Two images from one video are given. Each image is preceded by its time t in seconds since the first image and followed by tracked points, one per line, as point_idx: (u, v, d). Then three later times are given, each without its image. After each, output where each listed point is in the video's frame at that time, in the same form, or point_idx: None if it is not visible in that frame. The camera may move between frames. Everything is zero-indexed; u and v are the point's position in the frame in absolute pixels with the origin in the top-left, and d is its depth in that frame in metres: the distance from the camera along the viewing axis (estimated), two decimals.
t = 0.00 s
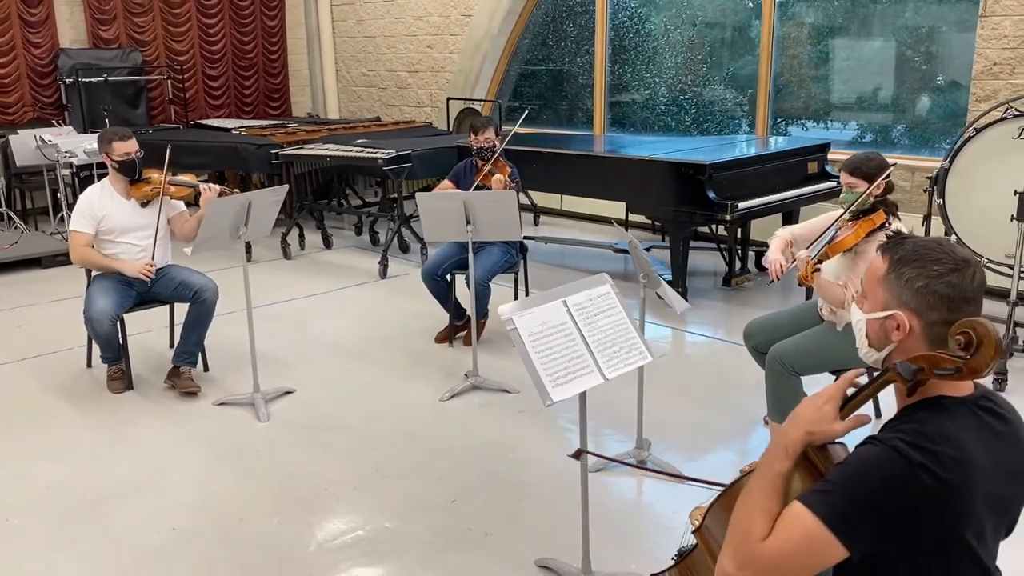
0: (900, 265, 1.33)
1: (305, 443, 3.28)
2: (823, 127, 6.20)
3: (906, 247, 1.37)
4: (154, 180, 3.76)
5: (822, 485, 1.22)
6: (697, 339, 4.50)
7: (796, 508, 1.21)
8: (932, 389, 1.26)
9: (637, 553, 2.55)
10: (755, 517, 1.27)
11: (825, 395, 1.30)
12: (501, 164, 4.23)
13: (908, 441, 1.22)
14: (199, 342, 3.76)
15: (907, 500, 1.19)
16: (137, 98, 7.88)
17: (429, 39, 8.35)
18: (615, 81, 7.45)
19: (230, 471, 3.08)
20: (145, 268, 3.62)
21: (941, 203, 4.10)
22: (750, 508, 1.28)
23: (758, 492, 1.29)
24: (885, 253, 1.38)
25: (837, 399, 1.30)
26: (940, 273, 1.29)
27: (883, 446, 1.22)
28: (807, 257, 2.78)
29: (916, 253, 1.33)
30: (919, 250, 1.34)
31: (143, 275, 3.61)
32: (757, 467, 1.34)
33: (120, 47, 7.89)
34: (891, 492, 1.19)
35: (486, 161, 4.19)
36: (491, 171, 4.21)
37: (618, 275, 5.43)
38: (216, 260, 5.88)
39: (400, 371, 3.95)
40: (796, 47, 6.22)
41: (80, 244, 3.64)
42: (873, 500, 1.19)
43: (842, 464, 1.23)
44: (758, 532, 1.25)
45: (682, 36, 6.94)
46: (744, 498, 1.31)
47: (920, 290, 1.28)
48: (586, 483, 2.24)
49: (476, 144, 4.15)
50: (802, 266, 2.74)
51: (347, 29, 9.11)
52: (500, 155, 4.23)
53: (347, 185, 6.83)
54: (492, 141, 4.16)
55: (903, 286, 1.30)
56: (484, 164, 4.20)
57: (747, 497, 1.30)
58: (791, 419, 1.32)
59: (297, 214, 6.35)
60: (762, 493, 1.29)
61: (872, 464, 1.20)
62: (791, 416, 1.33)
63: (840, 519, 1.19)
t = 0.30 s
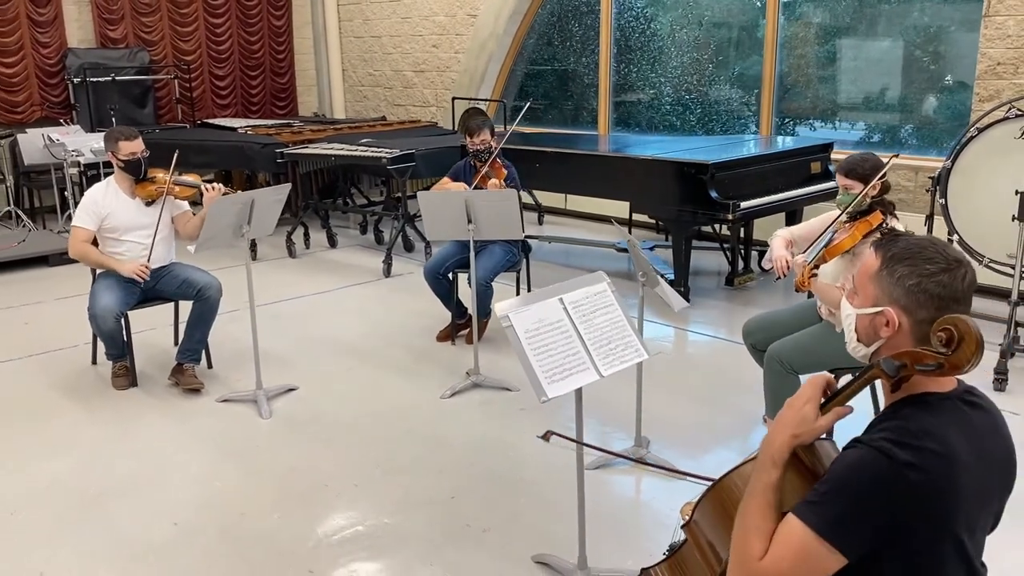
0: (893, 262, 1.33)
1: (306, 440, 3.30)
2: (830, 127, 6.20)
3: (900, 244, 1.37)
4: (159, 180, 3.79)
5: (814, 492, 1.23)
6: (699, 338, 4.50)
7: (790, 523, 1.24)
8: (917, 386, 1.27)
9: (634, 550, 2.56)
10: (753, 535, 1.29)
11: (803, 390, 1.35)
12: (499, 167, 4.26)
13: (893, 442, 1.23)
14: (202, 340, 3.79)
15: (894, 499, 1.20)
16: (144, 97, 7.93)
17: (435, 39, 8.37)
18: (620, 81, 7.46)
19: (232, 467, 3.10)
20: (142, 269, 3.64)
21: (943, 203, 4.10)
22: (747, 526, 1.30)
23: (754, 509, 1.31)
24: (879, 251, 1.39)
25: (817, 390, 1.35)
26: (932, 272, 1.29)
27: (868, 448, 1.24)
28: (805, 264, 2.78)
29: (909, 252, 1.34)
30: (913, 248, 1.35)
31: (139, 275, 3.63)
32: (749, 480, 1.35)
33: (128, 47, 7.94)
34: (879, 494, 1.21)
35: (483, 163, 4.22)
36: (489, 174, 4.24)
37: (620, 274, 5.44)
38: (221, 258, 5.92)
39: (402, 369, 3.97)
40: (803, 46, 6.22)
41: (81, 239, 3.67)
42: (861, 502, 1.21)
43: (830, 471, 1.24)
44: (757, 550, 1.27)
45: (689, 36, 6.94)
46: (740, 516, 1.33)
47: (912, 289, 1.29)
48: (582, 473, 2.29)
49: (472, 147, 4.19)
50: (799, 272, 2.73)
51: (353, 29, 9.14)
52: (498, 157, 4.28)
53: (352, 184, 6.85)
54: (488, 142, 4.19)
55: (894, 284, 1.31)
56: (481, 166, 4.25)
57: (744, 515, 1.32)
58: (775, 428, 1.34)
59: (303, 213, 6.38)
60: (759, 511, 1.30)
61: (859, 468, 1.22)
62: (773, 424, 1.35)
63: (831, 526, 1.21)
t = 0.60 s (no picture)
0: (892, 260, 1.34)
1: (312, 437, 3.32)
2: (841, 127, 6.18)
3: (898, 243, 1.37)
4: (168, 179, 3.82)
5: (813, 490, 1.24)
6: (705, 338, 4.51)
7: (791, 523, 1.25)
8: (912, 382, 1.28)
9: (634, 547, 2.57)
10: (753, 536, 1.29)
11: (801, 389, 1.34)
12: (501, 169, 4.29)
13: (890, 439, 1.23)
14: (210, 337, 3.82)
15: (891, 496, 1.21)
16: (155, 97, 7.98)
17: (443, 39, 8.39)
18: (629, 81, 7.46)
19: (238, 464, 3.13)
20: (157, 255, 3.66)
21: (951, 203, 4.09)
22: (746, 527, 1.31)
23: (754, 511, 1.31)
24: (878, 249, 1.39)
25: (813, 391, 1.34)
26: (930, 271, 1.30)
27: (865, 445, 1.24)
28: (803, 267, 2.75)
29: (907, 251, 1.34)
30: (911, 247, 1.35)
31: (155, 260, 3.66)
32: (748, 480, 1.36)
33: (138, 47, 7.99)
34: (877, 490, 1.21)
35: (486, 164, 4.24)
36: (490, 176, 4.27)
37: (627, 274, 5.44)
38: (230, 257, 5.95)
39: (409, 367, 3.99)
40: (813, 46, 6.20)
41: (93, 236, 3.69)
42: (860, 498, 1.21)
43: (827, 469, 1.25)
44: (758, 551, 1.27)
45: (698, 36, 6.93)
46: (740, 517, 1.34)
47: (909, 287, 1.29)
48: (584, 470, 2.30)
49: (474, 149, 4.21)
50: (795, 276, 2.70)
51: (363, 29, 9.16)
52: (500, 157, 4.30)
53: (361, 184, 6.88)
54: (489, 144, 4.21)
55: (892, 282, 1.31)
56: (483, 168, 4.26)
57: (743, 518, 1.32)
58: (771, 428, 1.35)
59: (311, 212, 6.41)
60: (758, 512, 1.31)
61: (856, 465, 1.22)
62: (769, 424, 1.36)
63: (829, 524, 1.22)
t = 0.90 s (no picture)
0: (895, 260, 1.34)
1: (321, 434, 3.35)
2: (854, 127, 6.16)
3: (902, 243, 1.38)
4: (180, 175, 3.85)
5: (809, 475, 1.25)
6: (714, 338, 4.51)
7: (783, 504, 1.24)
8: (912, 381, 1.29)
9: (640, 545, 2.58)
10: (739, 512, 1.30)
11: (796, 383, 1.35)
12: (508, 170, 4.31)
13: (892, 434, 1.24)
14: (221, 335, 3.85)
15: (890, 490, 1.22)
16: (168, 96, 8.04)
17: (455, 38, 8.41)
18: (640, 81, 7.46)
19: (248, 460, 3.15)
20: (175, 251, 3.72)
21: (962, 204, 4.08)
22: (733, 502, 1.31)
23: (742, 488, 1.31)
24: (881, 249, 1.39)
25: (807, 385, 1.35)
26: (933, 270, 1.30)
27: (866, 439, 1.25)
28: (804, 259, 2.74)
29: (911, 250, 1.35)
30: (914, 247, 1.35)
31: (174, 257, 3.71)
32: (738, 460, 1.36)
33: (152, 46, 8.04)
34: (877, 484, 1.22)
35: (494, 165, 4.26)
36: (498, 177, 4.29)
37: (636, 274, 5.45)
38: (241, 255, 5.99)
39: (417, 366, 4.01)
40: (826, 46, 6.18)
41: (110, 235, 3.73)
42: (859, 490, 1.22)
43: (827, 459, 1.25)
44: (744, 527, 1.28)
45: (710, 36, 6.93)
46: (727, 491, 1.34)
47: (912, 286, 1.30)
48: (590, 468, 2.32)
49: (481, 150, 4.23)
50: (795, 269, 2.69)
51: (374, 29, 9.20)
52: (507, 157, 4.32)
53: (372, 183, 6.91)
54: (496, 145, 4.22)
55: (894, 280, 1.32)
56: (491, 169, 4.29)
57: (729, 492, 1.33)
58: (766, 411, 1.35)
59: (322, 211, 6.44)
60: (746, 489, 1.31)
61: (856, 457, 1.23)
62: (764, 408, 1.36)
63: (826, 514, 1.22)
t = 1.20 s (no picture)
0: (900, 257, 1.34)
1: (332, 431, 3.37)
2: (869, 128, 6.13)
3: (908, 241, 1.38)
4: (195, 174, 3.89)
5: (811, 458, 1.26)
6: (724, 338, 4.50)
7: (782, 478, 1.25)
8: (917, 378, 1.29)
9: (647, 543, 2.59)
10: (733, 478, 1.31)
11: (808, 368, 1.42)
12: (518, 170, 4.31)
13: (897, 429, 1.25)
14: (234, 332, 3.88)
15: (895, 484, 1.22)
16: (183, 95, 8.10)
17: (468, 38, 8.43)
18: (652, 81, 7.46)
19: (260, 455, 3.19)
20: (179, 257, 3.75)
21: (974, 205, 4.06)
22: (728, 466, 1.32)
23: (738, 455, 1.33)
24: (888, 246, 1.39)
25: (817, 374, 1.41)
26: (938, 268, 1.30)
27: (872, 432, 1.25)
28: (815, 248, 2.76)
29: (916, 248, 1.35)
30: (920, 245, 1.36)
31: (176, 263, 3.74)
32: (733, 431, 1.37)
33: (167, 46, 8.11)
34: (880, 477, 1.22)
35: (502, 164, 4.27)
36: (507, 177, 4.30)
37: (647, 273, 5.45)
38: (254, 253, 6.03)
39: (429, 363, 4.03)
40: (841, 47, 6.16)
41: (120, 231, 3.79)
42: (864, 482, 1.23)
43: (832, 445, 1.26)
44: (736, 493, 1.29)
45: (724, 36, 6.91)
46: (722, 455, 1.35)
47: (917, 284, 1.30)
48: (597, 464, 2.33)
49: (491, 149, 4.25)
50: (806, 257, 2.72)
51: (388, 29, 9.22)
52: (517, 157, 4.33)
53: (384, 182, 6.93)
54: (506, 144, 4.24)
55: (900, 278, 1.32)
56: (501, 168, 4.30)
57: (723, 457, 1.34)
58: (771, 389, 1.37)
59: (335, 210, 6.48)
60: (743, 455, 1.32)
61: (862, 450, 1.23)
62: (767, 387, 1.38)
63: (827, 500, 1.23)
